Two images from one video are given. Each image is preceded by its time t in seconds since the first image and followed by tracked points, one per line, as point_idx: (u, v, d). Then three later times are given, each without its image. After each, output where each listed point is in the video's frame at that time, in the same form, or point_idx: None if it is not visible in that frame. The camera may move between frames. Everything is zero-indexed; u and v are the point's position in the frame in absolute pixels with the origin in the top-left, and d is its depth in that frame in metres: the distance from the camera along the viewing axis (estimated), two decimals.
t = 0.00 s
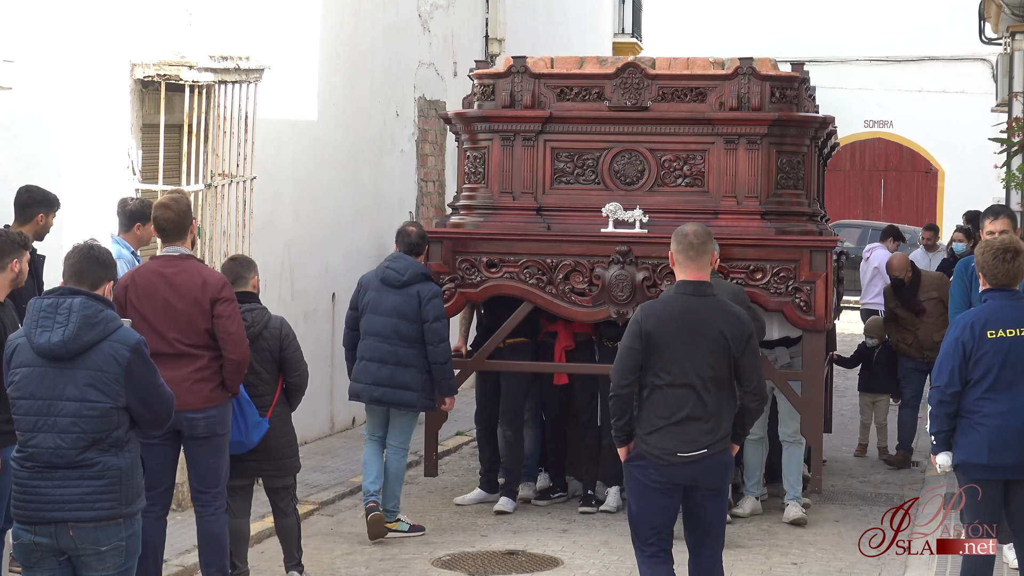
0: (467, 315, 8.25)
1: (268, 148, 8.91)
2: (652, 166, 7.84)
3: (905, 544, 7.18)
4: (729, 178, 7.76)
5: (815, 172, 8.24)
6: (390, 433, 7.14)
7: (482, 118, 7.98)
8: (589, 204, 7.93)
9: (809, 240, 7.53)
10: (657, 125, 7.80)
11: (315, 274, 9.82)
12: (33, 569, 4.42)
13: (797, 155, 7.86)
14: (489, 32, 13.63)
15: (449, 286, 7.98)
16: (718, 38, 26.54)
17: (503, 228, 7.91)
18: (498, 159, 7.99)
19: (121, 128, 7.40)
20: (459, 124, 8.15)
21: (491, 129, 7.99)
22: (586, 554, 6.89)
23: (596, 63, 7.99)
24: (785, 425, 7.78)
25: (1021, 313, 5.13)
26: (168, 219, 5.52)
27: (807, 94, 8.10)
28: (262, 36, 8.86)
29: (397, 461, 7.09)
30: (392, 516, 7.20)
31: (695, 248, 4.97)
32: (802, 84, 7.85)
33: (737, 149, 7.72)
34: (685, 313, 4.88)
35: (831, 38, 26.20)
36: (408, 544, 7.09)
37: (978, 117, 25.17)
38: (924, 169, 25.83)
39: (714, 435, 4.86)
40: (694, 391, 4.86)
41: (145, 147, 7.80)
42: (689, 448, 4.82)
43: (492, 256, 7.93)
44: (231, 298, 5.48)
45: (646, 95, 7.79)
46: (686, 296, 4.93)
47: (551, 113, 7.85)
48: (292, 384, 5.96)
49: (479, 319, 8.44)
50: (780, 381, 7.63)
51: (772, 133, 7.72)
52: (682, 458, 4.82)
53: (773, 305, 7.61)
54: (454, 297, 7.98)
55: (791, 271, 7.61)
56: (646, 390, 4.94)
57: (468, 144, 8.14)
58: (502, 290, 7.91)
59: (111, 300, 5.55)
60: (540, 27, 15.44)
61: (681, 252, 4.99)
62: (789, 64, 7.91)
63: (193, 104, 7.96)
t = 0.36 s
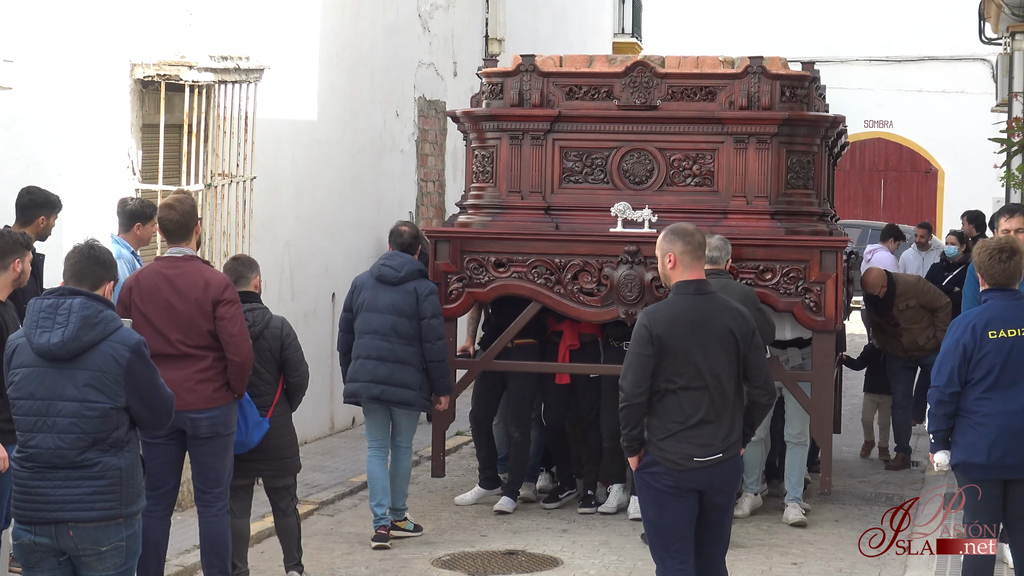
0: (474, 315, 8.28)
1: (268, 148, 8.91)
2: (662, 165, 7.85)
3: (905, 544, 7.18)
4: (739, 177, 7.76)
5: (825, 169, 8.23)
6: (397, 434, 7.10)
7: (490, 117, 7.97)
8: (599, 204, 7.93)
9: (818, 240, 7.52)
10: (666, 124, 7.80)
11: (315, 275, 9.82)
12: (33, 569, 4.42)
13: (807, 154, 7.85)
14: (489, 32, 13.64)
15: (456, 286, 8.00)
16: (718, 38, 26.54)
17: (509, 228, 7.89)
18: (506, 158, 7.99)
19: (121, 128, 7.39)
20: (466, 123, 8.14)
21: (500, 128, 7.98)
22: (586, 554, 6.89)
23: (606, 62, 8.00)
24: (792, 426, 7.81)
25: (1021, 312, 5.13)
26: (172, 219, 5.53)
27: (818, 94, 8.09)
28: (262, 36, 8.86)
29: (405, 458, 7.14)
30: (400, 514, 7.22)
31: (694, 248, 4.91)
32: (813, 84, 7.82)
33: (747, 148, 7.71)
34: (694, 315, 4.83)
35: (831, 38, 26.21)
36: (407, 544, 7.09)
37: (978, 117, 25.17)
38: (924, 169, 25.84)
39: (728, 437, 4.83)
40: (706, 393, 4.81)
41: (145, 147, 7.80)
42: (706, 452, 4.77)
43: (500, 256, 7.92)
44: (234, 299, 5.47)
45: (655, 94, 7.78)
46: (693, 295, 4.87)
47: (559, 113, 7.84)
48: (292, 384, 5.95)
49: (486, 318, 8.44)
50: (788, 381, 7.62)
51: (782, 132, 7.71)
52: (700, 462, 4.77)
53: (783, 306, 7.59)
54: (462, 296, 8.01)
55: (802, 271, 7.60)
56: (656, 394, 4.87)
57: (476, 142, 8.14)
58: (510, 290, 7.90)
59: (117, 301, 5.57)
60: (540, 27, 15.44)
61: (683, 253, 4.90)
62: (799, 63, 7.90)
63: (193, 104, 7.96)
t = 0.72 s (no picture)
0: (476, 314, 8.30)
1: (268, 148, 8.91)
2: (666, 165, 7.84)
3: (905, 544, 7.18)
4: (744, 178, 7.76)
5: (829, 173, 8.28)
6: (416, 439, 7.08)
7: (493, 117, 8.00)
8: (603, 204, 7.93)
9: (823, 241, 7.50)
10: (669, 124, 7.80)
11: (315, 275, 9.82)
12: (33, 569, 4.42)
13: (812, 155, 7.86)
14: (489, 32, 13.64)
15: (460, 286, 7.98)
16: (719, 37, 26.53)
17: (513, 228, 7.91)
18: (510, 158, 8.00)
19: (121, 128, 7.39)
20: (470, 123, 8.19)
21: (504, 128, 8.00)
22: (586, 554, 6.89)
23: (609, 62, 7.99)
24: (796, 427, 7.81)
25: (1020, 314, 5.13)
26: (182, 220, 5.55)
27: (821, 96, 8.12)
28: (262, 36, 8.86)
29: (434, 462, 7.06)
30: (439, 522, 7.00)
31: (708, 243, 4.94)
32: (818, 84, 7.87)
33: (751, 148, 7.72)
34: (722, 318, 4.78)
35: (831, 37, 26.21)
36: (407, 544, 7.10)
37: (978, 117, 25.16)
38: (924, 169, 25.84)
39: (748, 442, 4.80)
40: (731, 397, 4.76)
41: (145, 147, 7.80)
42: (728, 457, 4.73)
43: (503, 256, 7.91)
44: (243, 300, 5.49)
45: (659, 94, 7.79)
46: (719, 299, 4.83)
47: (562, 113, 7.86)
48: (293, 385, 5.96)
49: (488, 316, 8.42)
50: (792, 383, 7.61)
51: (786, 133, 7.72)
52: (722, 467, 4.72)
53: (787, 306, 7.58)
54: (466, 297, 7.99)
55: (806, 272, 7.58)
56: (680, 397, 4.80)
57: (480, 142, 8.16)
58: (512, 290, 7.88)
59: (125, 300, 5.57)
60: (540, 26, 15.44)
61: (716, 255, 4.93)
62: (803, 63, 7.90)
63: (193, 104, 7.97)
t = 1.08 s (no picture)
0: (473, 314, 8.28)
1: (268, 148, 8.91)
2: (665, 165, 7.85)
3: (905, 544, 7.18)
4: (742, 178, 7.76)
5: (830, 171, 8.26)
6: (436, 443, 7.02)
7: (493, 117, 7.97)
8: (600, 204, 7.94)
9: (821, 241, 7.54)
10: (668, 125, 7.80)
11: (315, 276, 9.82)
12: (33, 569, 4.41)
13: (811, 155, 7.85)
14: (489, 32, 13.64)
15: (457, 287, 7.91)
16: (718, 37, 26.53)
17: (511, 228, 7.89)
18: (508, 158, 7.99)
19: (121, 128, 7.40)
20: (469, 123, 8.14)
21: (502, 128, 7.97)
22: (586, 554, 6.89)
23: (608, 62, 8.01)
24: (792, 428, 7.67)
25: (1019, 313, 5.14)
26: (186, 219, 5.57)
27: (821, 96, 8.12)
28: (262, 36, 8.86)
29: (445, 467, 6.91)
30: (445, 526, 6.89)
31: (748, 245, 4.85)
32: (817, 84, 7.85)
33: (750, 148, 7.72)
34: (762, 320, 4.70)
35: (831, 38, 26.21)
36: (407, 545, 7.10)
37: (978, 117, 25.17)
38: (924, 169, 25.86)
39: (786, 447, 4.67)
40: (769, 401, 4.67)
41: (145, 147, 7.80)
42: (762, 461, 4.62)
43: (502, 257, 7.90)
44: (246, 300, 5.49)
45: (658, 94, 7.79)
46: (758, 301, 4.75)
47: (561, 113, 7.85)
48: (295, 384, 5.96)
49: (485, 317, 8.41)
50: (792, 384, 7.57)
51: (785, 133, 7.71)
52: (755, 471, 4.61)
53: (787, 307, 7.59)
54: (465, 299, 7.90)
55: (805, 272, 7.61)
56: (717, 399, 4.72)
57: (478, 143, 8.13)
58: (513, 290, 7.85)
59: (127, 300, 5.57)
60: (540, 26, 15.44)
61: (760, 256, 4.82)
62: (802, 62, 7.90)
63: (193, 104, 7.97)
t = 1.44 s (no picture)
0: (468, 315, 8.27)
1: (268, 148, 8.91)
2: (658, 165, 7.85)
3: (905, 544, 7.18)
4: (736, 178, 7.75)
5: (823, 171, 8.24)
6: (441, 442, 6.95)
7: (486, 117, 7.97)
8: (594, 204, 7.94)
9: (816, 241, 7.51)
10: (662, 125, 7.80)
11: (315, 276, 9.82)
12: (44, 568, 4.42)
13: (805, 155, 7.87)
14: (489, 32, 13.63)
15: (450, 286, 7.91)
16: (718, 38, 26.54)
17: (505, 228, 7.89)
18: (501, 159, 8.00)
19: (121, 128, 7.41)
20: (462, 123, 8.16)
21: (495, 129, 7.97)
22: (586, 555, 6.89)
23: (601, 61, 8.00)
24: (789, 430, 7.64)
25: (1020, 312, 5.13)
26: (186, 219, 5.57)
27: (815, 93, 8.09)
28: (262, 36, 8.86)
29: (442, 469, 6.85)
30: (481, 518, 6.99)
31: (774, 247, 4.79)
32: (811, 83, 7.85)
33: (744, 148, 7.71)
34: (782, 322, 4.66)
35: (830, 37, 26.21)
36: (407, 545, 7.11)
37: (978, 117, 25.16)
38: (924, 169, 25.88)
39: (806, 450, 4.64)
40: (789, 403, 4.63)
41: (145, 147, 7.81)
42: (782, 464, 4.58)
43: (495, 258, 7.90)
44: (245, 300, 5.49)
45: (651, 93, 7.77)
46: (777, 302, 4.70)
47: (556, 113, 7.84)
48: (295, 384, 5.95)
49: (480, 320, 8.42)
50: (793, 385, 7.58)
51: (779, 132, 7.72)
52: (775, 475, 4.58)
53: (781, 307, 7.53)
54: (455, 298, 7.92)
55: (799, 272, 7.57)
56: (736, 401, 4.68)
57: (472, 143, 8.14)
58: (503, 290, 7.83)
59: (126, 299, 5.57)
60: (540, 26, 15.43)
61: (781, 256, 4.78)
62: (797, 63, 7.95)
63: (193, 104, 7.97)
